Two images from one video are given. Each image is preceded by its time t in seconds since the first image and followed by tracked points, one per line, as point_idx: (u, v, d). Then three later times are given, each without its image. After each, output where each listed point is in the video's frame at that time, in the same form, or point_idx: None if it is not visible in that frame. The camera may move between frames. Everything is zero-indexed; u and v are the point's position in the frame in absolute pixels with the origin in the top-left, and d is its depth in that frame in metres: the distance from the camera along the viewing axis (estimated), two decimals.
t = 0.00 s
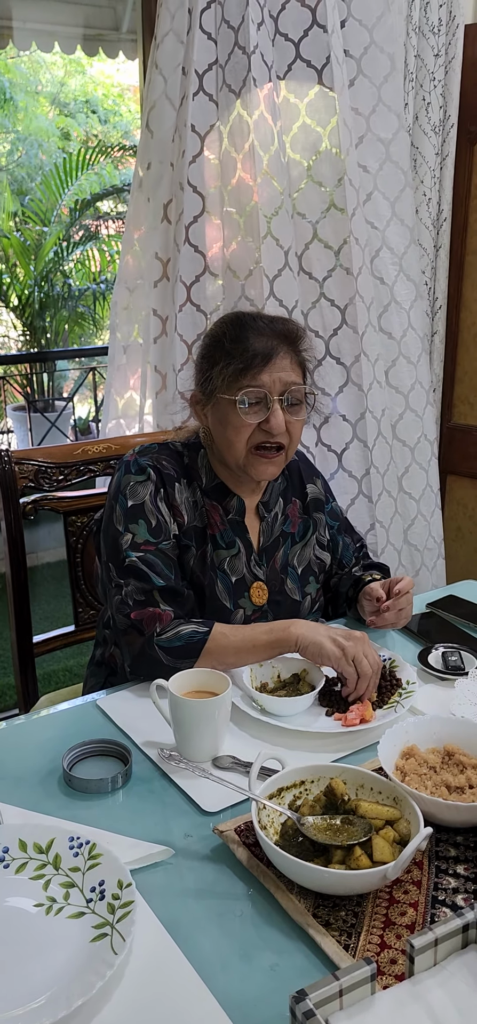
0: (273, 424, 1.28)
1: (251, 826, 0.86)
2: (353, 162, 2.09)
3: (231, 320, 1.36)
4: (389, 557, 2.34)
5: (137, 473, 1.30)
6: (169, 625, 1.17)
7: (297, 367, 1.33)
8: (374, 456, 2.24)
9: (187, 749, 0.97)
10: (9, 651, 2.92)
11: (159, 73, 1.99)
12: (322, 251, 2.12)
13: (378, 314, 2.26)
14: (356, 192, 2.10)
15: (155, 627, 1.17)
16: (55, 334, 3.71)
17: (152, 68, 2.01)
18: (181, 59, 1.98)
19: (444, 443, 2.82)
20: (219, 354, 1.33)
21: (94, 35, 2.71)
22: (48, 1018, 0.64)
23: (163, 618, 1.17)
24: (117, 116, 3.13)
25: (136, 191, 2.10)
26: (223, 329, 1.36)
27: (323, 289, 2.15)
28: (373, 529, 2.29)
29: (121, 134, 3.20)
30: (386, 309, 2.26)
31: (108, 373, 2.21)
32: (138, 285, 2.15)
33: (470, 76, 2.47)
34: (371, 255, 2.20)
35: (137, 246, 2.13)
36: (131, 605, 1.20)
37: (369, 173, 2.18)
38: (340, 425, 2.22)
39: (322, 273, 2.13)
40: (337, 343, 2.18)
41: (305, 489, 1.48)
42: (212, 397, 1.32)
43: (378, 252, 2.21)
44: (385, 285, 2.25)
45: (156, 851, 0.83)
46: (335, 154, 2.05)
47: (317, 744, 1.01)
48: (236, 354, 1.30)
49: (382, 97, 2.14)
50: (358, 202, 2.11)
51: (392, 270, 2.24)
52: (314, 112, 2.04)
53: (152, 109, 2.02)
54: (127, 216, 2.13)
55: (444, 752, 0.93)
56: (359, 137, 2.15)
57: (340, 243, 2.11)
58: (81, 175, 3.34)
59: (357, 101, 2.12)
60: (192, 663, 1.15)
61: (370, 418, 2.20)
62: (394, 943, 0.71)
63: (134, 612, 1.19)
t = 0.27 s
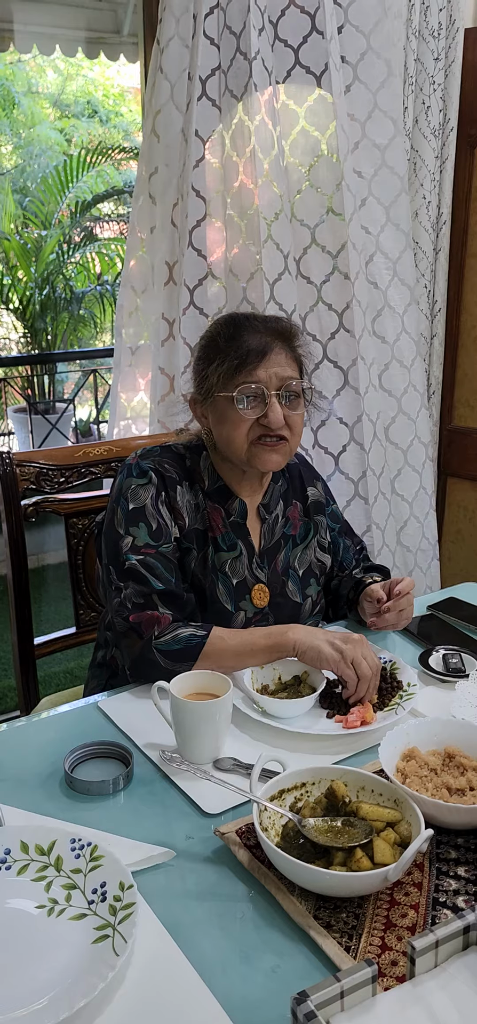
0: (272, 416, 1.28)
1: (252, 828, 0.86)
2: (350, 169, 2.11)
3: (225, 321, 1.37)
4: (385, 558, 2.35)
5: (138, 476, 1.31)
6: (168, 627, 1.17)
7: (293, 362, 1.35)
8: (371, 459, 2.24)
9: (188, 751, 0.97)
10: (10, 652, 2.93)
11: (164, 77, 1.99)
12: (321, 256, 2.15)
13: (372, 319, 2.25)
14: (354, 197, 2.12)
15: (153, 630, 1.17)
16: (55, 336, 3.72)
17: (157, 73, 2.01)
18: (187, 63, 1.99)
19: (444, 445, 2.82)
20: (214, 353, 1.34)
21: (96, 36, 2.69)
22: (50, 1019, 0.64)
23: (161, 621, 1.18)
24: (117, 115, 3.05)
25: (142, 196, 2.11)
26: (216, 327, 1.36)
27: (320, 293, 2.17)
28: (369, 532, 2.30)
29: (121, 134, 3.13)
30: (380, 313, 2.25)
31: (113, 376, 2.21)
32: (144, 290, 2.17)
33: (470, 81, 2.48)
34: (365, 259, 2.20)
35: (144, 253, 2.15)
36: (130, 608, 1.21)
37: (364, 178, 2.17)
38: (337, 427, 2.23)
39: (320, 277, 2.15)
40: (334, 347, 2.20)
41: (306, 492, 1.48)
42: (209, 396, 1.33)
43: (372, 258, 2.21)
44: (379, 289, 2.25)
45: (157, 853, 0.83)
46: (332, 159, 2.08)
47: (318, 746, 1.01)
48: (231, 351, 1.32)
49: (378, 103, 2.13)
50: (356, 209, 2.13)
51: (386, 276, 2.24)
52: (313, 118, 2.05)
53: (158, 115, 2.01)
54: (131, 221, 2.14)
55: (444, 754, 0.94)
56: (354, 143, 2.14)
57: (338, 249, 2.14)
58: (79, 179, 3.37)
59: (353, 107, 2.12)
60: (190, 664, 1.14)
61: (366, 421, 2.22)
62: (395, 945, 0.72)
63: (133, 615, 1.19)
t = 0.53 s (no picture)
0: (266, 417, 1.29)
1: (254, 830, 0.86)
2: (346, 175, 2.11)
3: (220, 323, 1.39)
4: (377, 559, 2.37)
5: (139, 480, 1.31)
6: (171, 631, 1.18)
7: (286, 363, 1.35)
8: (364, 462, 2.28)
9: (189, 753, 0.97)
10: (10, 654, 2.92)
11: (171, 82, 2.00)
12: (316, 261, 2.16)
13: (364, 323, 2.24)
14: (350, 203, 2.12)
15: (157, 633, 1.18)
16: (56, 338, 3.72)
17: (163, 77, 2.01)
18: (193, 67, 1.99)
19: (444, 448, 2.82)
20: (207, 356, 1.35)
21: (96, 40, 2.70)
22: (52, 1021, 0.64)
23: (165, 625, 1.18)
24: (118, 118, 3.08)
25: (151, 201, 2.12)
26: (209, 332, 1.37)
27: (315, 298, 2.18)
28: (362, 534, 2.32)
29: (121, 136, 3.15)
30: (371, 318, 2.24)
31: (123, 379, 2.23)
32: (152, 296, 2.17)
33: (469, 85, 2.48)
34: (358, 264, 2.19)
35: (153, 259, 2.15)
36: (133, 612, 1.21)
37: (358, 185, 2.16)
38: (332, 431, 2.27)
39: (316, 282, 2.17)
40: (329, 351, 2.22)
41: (306, 494, 1.49)
42: (205, 400, 1.34)
43: (364, 263, 2.20)
44: (371, 293, 2.24)
45: (158, 855, 0.83)
46: (330, 165, 2.08)
47: (319, 748, 1.01)
48: (223, 354, 1.32)
49: (373, 108, 2.12)
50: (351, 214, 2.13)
51: (378, 281, 2.23)
52: (310, 125, 2.06)
53: (166, 120, 2.03)
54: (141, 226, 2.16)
55: (445, 756, 0.94)
56: (349, 149, 2.14)
57: (334, 254, 2.15)
58: (81, 182, 3.38)
59: (348, 113, 2.11)
60: (195, 668, 1.15)
61: (360, 425, 2.25)
62: (396, 948, 0.72)
63: (136, 619, 1.20)
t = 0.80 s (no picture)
0: (263, 431, 1.29)
1: (254, 832, 0.86)
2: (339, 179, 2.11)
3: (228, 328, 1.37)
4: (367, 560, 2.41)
5: (139, 483, 1.31)
6: (171, 633, 1.18)
7: (290, 375, 1.34)
8: (355, 465, 2.27)
9: (189, 755, 0.97)
10: (10, 657, 2.92)
11: (177, 86, 2.03)
12: (310, 266, 2.16)
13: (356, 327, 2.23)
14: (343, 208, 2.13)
15: (156, 636, 1.17)
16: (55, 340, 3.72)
17: (170, 81, 2.04)
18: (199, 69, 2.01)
19: (443, 450, 2.83)
20: (212, 364, 1.35)
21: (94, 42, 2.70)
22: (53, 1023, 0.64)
23: (164, 628, 1.18)
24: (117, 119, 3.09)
25: (160, 203, 2.14)
26: (215, 338, 1.37)
27: (308, 302, 2.19)
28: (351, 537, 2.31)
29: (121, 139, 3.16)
30: (363, 321, 2.24)
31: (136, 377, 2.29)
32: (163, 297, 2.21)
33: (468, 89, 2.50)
34: (350, 269, 2.18)
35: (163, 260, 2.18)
36: (132, 614, 1.21)
37: (351, 189, 2.16)
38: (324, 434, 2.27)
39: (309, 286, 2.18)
40: (321, 353, 2.23)
41: (306, 496, 1.49)
42: (206, 407, 1.34)
43: (357, 268, 2.19)
44: (364, 299, 2.22)
45: (158, 857, 0.83)
46: (323, 171, 2.07)
47: (319, 750, 1.01)
48: (227, 364, 1.32)
49: (368, 113, 2.12)
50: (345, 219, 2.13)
51: (370, 285, 2.22)
52: (304, 131, 2.05)
53: (172, 123, 2.05)
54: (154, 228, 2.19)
55: (445, 759, 0.94)
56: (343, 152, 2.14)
57: (326, 259, 2.15)
58: (81, 182, 3.37)
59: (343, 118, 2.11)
60: (193, 670, 1.15)
61: (351, 427, 2.24)
62: (396, 950, 0.72)
63: (136, 621, 1.20)
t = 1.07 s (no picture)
0: (296, 463, 1.27)
1: (252, 832, 0.86)
2: (331, 182, 2.11)
3: (267, 339, 1.30)
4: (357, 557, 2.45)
5: (140, 485, 1.31)
6: (168, 636, 1.17)
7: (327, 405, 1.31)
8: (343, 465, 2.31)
9: (188, 755, 0.97)
10: (7, 658, 2.91)
11: (180, 88, 2.04)
12: (301, 267, 2.17)
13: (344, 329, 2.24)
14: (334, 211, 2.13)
15: (154, 640, 1.17)
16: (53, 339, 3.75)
17: (171, 83, 2.06)
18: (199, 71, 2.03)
19: (440, 449, 2.83)
20: (254, 381, 1.27)
21: (92, 43, 2.72)
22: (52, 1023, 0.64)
23: (162, 630, 1.18)
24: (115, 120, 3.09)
25: (164, 205, 2.15)
26: (259, 350, 1.29)
27: (299, 303, 2.19)
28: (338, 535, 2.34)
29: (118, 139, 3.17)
30: (352, 324, 2.24)
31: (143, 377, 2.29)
32: (168, 297, 2.21)
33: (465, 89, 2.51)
34: (340, 270, 2.19)
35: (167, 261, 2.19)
36: (131, 618, 1.21)
37: (342, 191, 2.17)
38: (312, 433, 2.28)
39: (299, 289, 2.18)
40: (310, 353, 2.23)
41: (305, 497, 1.49)
42: (242, 424, 1.29)
43: (346, 268, 2.21)
44: (352, 300, 2.23)
45: (157, 857, 0.83)
46: (314, 173, 2.08)
47: (317, 749, 1.01)
48: (275, 388, 1.26)
49: (360, 116, 2.12)
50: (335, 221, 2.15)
51: (360, 286, 2.24)
52: (297, 131, 2.05)
53: (176, 123, 2.06)
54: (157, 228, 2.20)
55: (443, 758, 0.94)
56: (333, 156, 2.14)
57: (317, 261, 2.16)
58: (79, 182, 3.37)
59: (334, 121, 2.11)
60: (193, 670, 1.15)
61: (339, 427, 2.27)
62: (394, 949, 0.72)
63: (134, 626, 1.20)
